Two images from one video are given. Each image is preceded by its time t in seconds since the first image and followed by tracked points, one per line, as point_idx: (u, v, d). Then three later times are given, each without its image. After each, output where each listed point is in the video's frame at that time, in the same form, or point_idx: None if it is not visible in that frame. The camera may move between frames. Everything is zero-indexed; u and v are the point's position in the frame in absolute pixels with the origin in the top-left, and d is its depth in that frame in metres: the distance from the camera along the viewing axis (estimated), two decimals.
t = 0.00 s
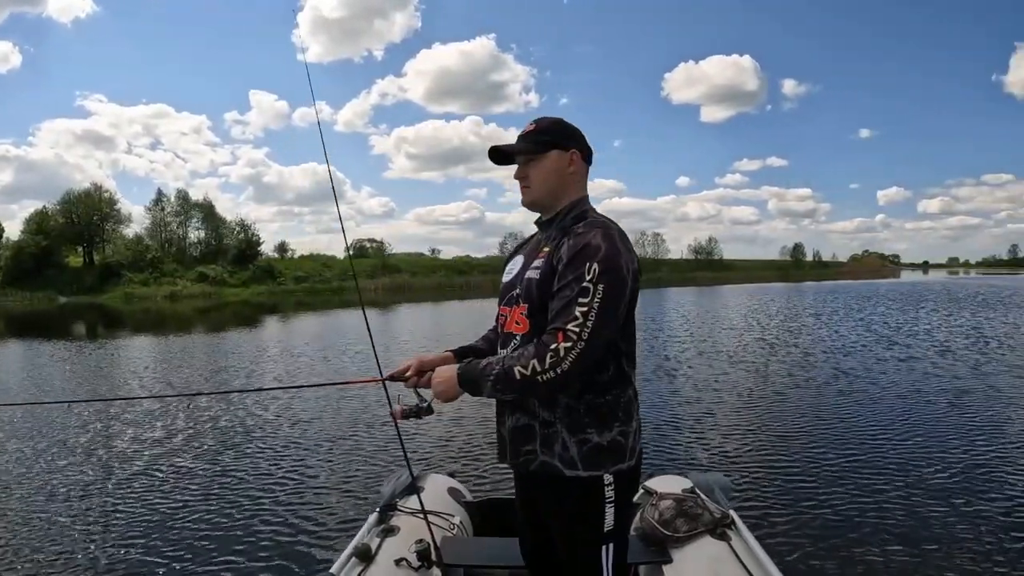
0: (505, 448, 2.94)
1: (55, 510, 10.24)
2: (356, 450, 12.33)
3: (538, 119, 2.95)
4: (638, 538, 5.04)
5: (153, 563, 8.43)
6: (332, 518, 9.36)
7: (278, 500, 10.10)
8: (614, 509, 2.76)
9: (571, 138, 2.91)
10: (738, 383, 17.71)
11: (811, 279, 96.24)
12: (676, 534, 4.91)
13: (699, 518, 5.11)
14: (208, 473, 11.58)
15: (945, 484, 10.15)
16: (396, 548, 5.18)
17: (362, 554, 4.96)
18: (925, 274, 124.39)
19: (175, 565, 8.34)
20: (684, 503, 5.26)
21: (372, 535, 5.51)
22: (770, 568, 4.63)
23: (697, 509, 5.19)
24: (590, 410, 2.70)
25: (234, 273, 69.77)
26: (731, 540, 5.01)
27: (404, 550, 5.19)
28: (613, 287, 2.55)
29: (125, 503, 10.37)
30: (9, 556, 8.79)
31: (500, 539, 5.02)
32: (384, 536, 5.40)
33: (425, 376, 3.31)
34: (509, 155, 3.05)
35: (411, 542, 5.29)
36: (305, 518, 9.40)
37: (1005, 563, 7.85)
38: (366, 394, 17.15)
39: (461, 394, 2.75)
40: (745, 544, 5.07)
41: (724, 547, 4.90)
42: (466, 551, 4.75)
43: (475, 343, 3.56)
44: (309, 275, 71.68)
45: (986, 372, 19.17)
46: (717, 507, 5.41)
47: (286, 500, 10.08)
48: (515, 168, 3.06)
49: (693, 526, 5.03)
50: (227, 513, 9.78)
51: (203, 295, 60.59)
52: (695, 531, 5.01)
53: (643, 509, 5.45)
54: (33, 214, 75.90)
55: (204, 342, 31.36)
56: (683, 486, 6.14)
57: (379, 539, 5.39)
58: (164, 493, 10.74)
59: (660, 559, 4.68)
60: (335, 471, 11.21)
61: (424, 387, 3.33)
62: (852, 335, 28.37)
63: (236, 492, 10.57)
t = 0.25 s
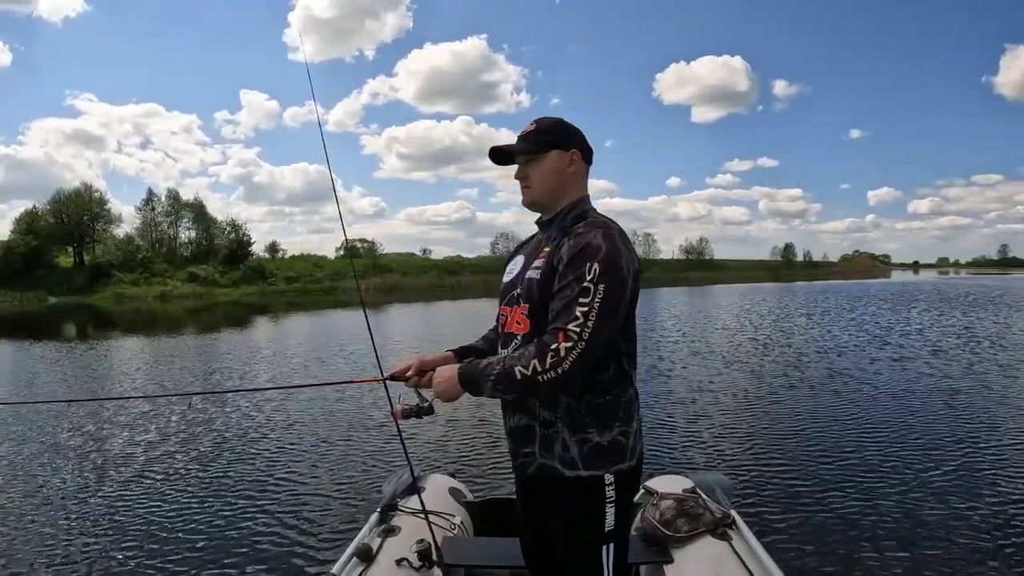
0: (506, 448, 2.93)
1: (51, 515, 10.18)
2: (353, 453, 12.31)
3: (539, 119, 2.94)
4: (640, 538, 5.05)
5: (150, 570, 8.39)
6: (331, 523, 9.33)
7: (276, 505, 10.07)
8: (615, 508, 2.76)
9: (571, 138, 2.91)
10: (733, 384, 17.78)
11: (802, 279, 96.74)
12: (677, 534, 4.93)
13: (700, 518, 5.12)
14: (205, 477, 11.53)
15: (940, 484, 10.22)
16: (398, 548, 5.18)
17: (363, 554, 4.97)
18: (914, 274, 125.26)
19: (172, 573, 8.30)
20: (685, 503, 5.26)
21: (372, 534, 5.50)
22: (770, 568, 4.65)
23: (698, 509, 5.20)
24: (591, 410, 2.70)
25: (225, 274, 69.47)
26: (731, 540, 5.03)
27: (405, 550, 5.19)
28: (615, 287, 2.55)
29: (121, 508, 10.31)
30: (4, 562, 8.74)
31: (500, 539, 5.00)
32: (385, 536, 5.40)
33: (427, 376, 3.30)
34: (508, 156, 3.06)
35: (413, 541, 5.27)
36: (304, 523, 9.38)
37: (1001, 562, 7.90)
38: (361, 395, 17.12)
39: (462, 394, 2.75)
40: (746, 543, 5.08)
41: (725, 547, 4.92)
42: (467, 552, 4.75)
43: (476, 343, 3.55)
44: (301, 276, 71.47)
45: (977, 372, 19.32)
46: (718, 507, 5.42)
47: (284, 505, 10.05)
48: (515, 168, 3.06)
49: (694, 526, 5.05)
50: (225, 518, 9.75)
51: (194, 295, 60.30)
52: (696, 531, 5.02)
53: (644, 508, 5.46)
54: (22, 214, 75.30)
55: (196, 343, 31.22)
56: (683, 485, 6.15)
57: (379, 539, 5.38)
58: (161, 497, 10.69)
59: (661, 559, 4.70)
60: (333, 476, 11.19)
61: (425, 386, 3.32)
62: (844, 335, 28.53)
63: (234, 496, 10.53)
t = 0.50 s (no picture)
0: (507, 449, 2.93)
1: (46, 519, 10.13)
2: (351, 456, 12.25)
3: (539, 119, 2.95)
4: (640, 537, 5.06)
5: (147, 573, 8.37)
6: (330, 526, 9.28)
7: (273, 509, 10.01)
8: (615, 508, 2.77)
9: (572, 138, 2.91)
10: (727, 384, 17.83)
11: (793, 279, 97.17)
12: (678, 534, 4.94)
13: (701, 518, 5.13)
14: (201, 479, 11.47)
15: (935, 483, 10.28)
16: (399, 548, 5.20)
17: (364, 554, 5.00)
18: (904, 274, 126.02)
19: None
20: (686, 503, 5.27)
21: (374, 534, 5.51)
22: (770, 568, 4.67)
23: (699, 509, 5.21)
24: (592, 410, 2.70)
25: (217, 274, 69.15)
26: (732, 540, 5.04)
27: (406, 550, 5.21)
28: (616, 286, 2.55)
29: (117, 512, 10.26)
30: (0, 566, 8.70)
31: (502, 539, 5.01)
32: (386, 536, 5.41)
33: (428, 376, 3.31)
34: (509, 156, 3.06)
35: (414, 542, 5.28)
36: (302, 526, 9.33)
37: (995, 561, 7.96)
38: (356, 397, 17.08)
39: (464, 394, 2.75)
40: (746, 544, 5.10)
41: (726, 547, 4.93)
42: (468, 552, 4.75)
43: (476, 342, 3.55)
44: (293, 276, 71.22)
45: (969, 372, 19.45)
46: (718, 507, 5.44)
47: (282, 508, 10.02)
48: (514, 168, 3.07)
49: (694, 526, 5.06)
50: (222, 521, 9.70)
51: (185, 296, 60.01)
52: (696, 530, 5.04)
53: (645, 508, 5.47)
54: (11, 214, 74.69)
55: (187, 343, 31.06)
56: (685, 485, 6.16)
57: (380, 539, 5.39)
58: (157, 500, 10.64)
59: (662, 559, 4.71)
60: (331, 478, 11.13)
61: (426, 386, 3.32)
62: (837, 335, 28.69)
63: (231, 499, 10.48)
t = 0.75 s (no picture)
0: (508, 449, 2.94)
1: (38, 526, 10.02)
2: (348, 459, 12.20)
3: (539, 121, 2.95)
4: (641, 538, 5.09)
5: None
6: (327, 532, 9.21)
7: (269, 514, 9.95)
8: (617, 509, 2.77)
9: (573, 138, 2.92)
10: (721, 384, 17.90)
11: (783, 279, 97.65)
12: (679, 534, 4.97)
13: (702, 518, 5.16)
14: (196, 485, 11.39)
15: (929, 484, 10.37)
16: (399, 548, 5.20)
17: (365, 554, 5.00)
18: (894, 275, 126.87)
19: None
20: (687, 504, 5.31)
21: (374, 535, 5.50)
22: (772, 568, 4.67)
23: (700, 509, 5.23)
24: (593, 410, 2.70)
25: (208, 274, 68.76)
26: (733, 540, 5.07)
27: (407, 550, 5.21)
28: (618, 286, 2.55)
29: (110, 518, 10.16)
30: None
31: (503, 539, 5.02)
32: (387, 536, 5.41)
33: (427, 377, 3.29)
34: (510, 156, 3.06)
35: (414, 542, 5.29)
36: (300, 531, 9.29)
37: (990, 562, 8.04)
38: (350, 399, 17.04)
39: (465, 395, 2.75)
40: (746, 545, 5.11)
41: (727, 547, 4.95)
42: (469, 552, 4.76)
43: (476, 344, 3.54)
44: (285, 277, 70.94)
45: (960, 371, 19.61)
46: (719, 508, 5.45)
47: (279, 512, 10.00)
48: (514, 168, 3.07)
49: (695, 526, 5.09)
50: (217, 528, 9.62)
51: (176, 296, 59.63)
52: (698, 531, 5.06)
53: (646, 508, 5.49)
54: None
55: (178, 345, 30.87)
56: (685, 485, 6.18)
57: (381, 539, 5.38)
58: (151, 507, 10.54)
59: (664, 560, 4.73)
60: (327, 482, 11.08)
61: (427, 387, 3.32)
62: (829, 336, 28.85)
63: (226, 505, 10.40)
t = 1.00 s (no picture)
0: (509, 449, 2.94)
1: (31, 530, 9.96)
2: (344, 461, 12.17)
3: (541, 120, 2.95)
4: (642, 538, 5.13)
5: None
6: (324, 534, 9.19)
7: (265, 517, 9.93)
8: (618, 509, 2.78)
9: (575, 138, 2.93)
10: (715, 384, 17.97)
11: (774, 279, 98.15)
12: (680, 534, 5.00)
13: (703, 518, 5.19)
14: (191, 488, 11.34)
15: (923, 483, 10.44)
16: (400, 548, 5.20)
17: (366, 554, 4.99)
18: (884, 275, 127.73)
19: None
20: (688, 504, 5.35)
21: (375, 535, 5.50)
22: (772, 568, 4.68)
23: (701, 509, 5.27)
24: (594, 410, 2.70)
25: (199, 275, 68.43)
26: (734, 540, 5.09)
27: (408, 549, 5.21)
28: (616, 285, 2.56)
29: (104, 522, 10.10)
30: None
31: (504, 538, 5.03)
32: (387, 536, 5.41)
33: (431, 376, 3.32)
34: (512, 156, 3.06)
35: (415, 541, 5.29)
36: (297, 533, 9.28)
37: (984, 561, 8.09)
38: (345, 401, 17.00)
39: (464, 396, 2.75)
40: (747, 544, 5.11)
41: (728, 546, 4.98)
42: (471, 552, 4.77)
43: (478, 343, 3.55)
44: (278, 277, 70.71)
45: (952, 371, 19.76)
46: (721, 508, 5.45)
47: (276, 514, 9.98)
48: (517, 168, 3.07)
49: (696, 526, 5.11)
50: (213, 531, 9.59)
51: (167, 297, 59.32)
52: (699, 530, 5.09)
53: (647, 508, 5.53)
54: None
55: (169, 346, 30.71)
56: (686, 485, 6.20)
57: (382, 539, 5.38)
58: (146, 510, 10.49)
59: (665, 559, 4.76)
60: (323, 485, 11.05)
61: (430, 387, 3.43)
62: (821, 336, 29.00)
63: (221, 508, 10.37)
